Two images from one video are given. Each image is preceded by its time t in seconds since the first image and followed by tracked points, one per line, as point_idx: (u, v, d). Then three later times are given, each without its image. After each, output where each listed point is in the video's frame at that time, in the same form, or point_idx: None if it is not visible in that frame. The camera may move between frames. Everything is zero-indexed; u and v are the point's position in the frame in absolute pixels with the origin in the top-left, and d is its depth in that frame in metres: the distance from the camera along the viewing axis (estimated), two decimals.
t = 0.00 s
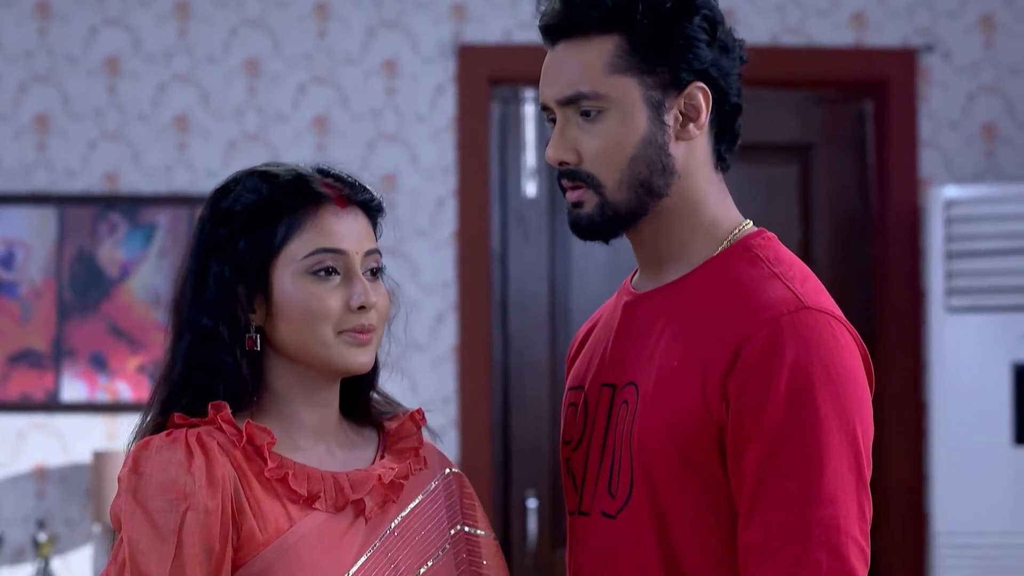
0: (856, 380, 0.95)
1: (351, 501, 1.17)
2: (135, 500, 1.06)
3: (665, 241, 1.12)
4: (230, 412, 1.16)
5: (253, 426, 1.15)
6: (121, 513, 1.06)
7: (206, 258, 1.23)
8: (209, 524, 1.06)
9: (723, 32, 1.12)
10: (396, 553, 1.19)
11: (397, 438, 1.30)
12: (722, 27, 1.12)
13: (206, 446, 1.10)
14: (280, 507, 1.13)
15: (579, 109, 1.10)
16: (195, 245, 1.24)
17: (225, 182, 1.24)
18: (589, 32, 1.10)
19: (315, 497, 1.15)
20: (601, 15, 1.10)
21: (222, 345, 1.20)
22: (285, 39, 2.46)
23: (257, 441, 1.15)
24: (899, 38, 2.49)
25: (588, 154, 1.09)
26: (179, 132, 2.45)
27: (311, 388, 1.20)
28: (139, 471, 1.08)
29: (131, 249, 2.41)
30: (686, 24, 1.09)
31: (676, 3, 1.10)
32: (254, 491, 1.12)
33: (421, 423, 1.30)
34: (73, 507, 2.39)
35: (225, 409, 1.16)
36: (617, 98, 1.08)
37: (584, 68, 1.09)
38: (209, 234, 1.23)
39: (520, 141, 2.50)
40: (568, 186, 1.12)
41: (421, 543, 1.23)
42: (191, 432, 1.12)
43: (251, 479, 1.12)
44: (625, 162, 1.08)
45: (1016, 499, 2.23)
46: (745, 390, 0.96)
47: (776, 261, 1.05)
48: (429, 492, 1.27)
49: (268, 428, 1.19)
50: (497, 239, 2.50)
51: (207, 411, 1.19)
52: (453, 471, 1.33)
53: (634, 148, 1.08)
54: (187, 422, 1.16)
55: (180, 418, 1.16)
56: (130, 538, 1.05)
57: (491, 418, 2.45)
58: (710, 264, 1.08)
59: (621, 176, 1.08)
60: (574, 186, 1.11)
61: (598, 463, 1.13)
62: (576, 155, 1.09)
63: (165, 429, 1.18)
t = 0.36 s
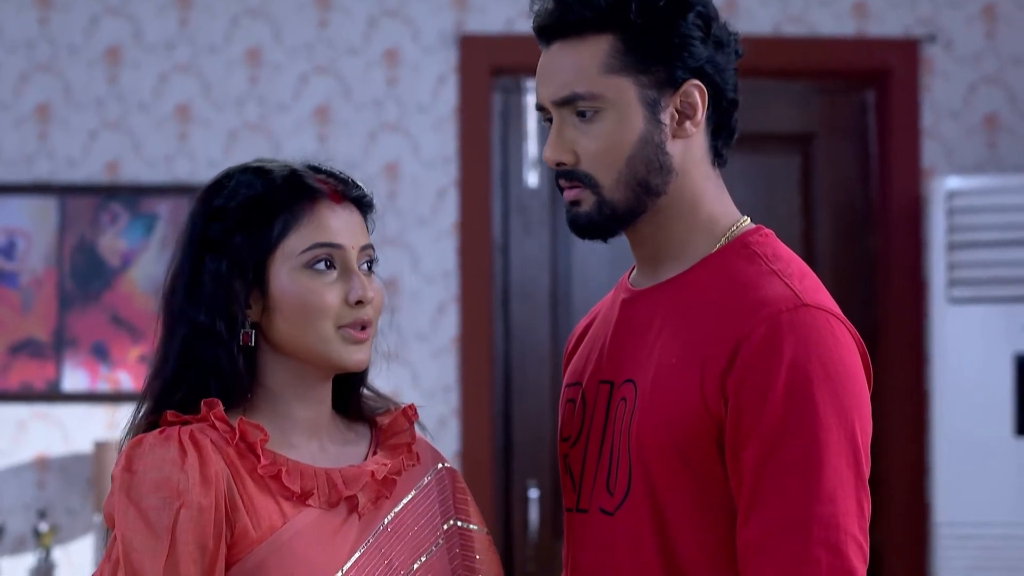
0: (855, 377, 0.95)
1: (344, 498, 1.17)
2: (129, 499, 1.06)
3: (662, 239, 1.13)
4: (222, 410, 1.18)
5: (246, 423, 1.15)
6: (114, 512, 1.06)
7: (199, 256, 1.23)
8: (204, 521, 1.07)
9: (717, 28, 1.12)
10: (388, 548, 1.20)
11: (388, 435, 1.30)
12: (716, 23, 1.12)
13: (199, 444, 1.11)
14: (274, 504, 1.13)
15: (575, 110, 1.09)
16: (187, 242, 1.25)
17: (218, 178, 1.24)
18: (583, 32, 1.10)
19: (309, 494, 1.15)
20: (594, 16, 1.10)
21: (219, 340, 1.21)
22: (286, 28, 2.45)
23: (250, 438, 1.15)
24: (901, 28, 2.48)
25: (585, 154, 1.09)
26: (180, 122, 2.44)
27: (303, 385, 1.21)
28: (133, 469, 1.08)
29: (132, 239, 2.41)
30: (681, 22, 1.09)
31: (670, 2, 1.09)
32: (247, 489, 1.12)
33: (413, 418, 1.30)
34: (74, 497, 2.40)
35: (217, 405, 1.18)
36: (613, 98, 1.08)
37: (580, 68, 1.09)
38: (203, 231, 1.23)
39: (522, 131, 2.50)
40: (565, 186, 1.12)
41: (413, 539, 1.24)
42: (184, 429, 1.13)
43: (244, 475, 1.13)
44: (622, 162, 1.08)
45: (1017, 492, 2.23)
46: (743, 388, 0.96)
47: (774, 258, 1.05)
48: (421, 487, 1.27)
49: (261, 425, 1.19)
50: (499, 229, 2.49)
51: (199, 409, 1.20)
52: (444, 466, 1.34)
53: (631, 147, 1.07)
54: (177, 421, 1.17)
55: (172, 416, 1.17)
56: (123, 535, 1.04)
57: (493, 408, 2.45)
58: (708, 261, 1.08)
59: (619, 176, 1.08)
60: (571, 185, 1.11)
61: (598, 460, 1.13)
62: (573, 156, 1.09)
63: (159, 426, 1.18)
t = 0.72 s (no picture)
0: (867, 383, 0.95)
1: (353, 504, 1.17)
2: (138, 505, 1.06)
3: (675, 243, 1.13)
4: (230, 415, 1.16)
5: (256, 428, 1.16)
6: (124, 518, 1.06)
7: (208, 261, 1.23)
8: (213, 528, 1.06)
9: (727, 30, 1.12)
10: (398, 553, 1.20)
11: (393, 438, 1.30)
12: (726, 25, 1.12)
13: (208, 450, 1.11)
14: (283, 511, 1.13)
15: (584, 115, 1.10)
16: (193, 247, 1.24)
17: (226, 181, 1.24)
18: (591, 38, 1.11)
19: (317, 500, 1.15)
20: (602, 22, 1.10)
21: (238, 341, 1.20)
22: (298, 21, 2.44)
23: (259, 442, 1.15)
24: (915, 20, 2.45)
25: (595, 159, 1.09)
26: (193, 115, 2.43)
27: (310, 388, 1.21)
28: (142, 475, 1.07)
29: (145, 233, 2.40)
30: (692, 25, 1.09)
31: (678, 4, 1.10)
32: (255, 495, 1.12)
33: (419, 422, 1.31)
34: (88, 491, 2.40)
35: (225, 412, 1.16)
36: (623, 103, 1.09)
37: (589, 73, 1.10)
38: (211, 234, 1.23)
39: (534, 124, 2.48)
40: (576, 190, 1.12)
41: (420, 544, 1.24)
42: (194, 434, 1.12)
43: (253, 482, 1.13)
44: (632, 166, 1.08)
45: None
46: (755, 392, 0.96)
47: (786, 263, 1.06)
48: (427, 492, 1.28)
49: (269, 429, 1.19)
50: (512, 220, 2.48)
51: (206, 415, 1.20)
52: (449, 469, 1.35)
53: (642, 151, 1.08)
54: (186, 425, 1.15)
55: (180, 420, 1.15)
56: (133, 542, 1.04)
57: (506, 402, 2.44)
58: (720, 265, 1.09)
59: (630, 180, 1.09)
60: (582, 190, 1.12)
61: (607, 463, 1.14)
62: (584, 160, 1.10)
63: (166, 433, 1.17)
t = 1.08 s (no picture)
0: (878, 392, 0.94)
1: (360, 506, 1.17)
2: (147, 505, 1.05)
3: (684, 250, 1.13)
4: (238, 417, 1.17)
5: (263, 431, 1.15)
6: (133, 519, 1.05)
7: (218, 267, 1.21)
8: (223, 529, 1.06)
9: (736, 36, 1.11)
10: (403, 556, 1.20)
11: (394, 439, 1.32)
12: (734, 32, 1.11)
13: (217, 452, 1.10)
14: (290, 514, 1.13)
15: (592, 124, 1.10)
16: (202, 251, 1.22)
17: (234, 185, 1.24)
18: (599, 46, 1.11)
19: (325, 502, 1.15)
20: (609, 30, 1.10)
21: (252, 346, 1.19)
22: (312, 16, 2.43)
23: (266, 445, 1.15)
24: (930, 15, 2.42)
25: (604, 168, 1.09)
26: (207, 111, 2.43)
27: (318, 391, 1.22)
28: (151, 476, 1.07)
29: (158, 228, 2.39)
30: (701, 33, 1.09)
31: (686, 13, 1.09)
32: (263, 497, 1.11)
33: (420, 423, 1.32)
34: (101, 486, 2.40)
35: (234, 411, 1.17)
36: (631, 113, 1.09)
37: (597, 83, 1.10)
38: (220, 239, 1.22)
39: (548, 119, 2.47)
40: (586, 199, 1.13)
41: (424, 549, 1.24)
42: (204, 436, 1.11)
43: (261, 484, 1.12)
44: (641, 175, 1.08)
45: None
46: (765, 400, 0.96)
47: (797, 270, 1.05)
48: (429, 495, 1.28)
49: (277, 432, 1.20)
50: (526, 215, 2.46)
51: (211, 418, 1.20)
52: (450, 471, 1.35)
53: (651, 160, 1.08)
54: (193, 427, 1.14)
55: (186, 422, 1.14)
56: (142, 542, 1.03)
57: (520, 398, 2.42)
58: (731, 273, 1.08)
59: (639, 189, 1.09)
60: (592, 199, 1.12)
61: (618, 470, 1.13)
62: (593, 170, 1.10)
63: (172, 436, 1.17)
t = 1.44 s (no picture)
0: (887, 401, 0.93)
1: (356, 514, 1.17)
2: (141, 513, 1.04)
3: (684, 259, 1.12)
4: (234, 424, 1.16)
5: (260, 438, 1.15)
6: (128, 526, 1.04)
7: (215, 271, 1.20)
8: (218, 537, 1.05)
9: (732, 44, 1.09)
10: (399, 563, 1.20)
11: (389, 446, 1.31)
12: (731, 39, 1.09)
13: (214, 460, 1.09)
14: (286, 522, 1.12)
15: (591, 140, 1.09)
16: (197, 255, 1.21)
17: (230, 190, 1.23)
18: (595, 61, 1.09)
19: (320, 510, 1.14)
20: (604, 45, 1.09)
21: (248, 351, 1.19)
22: (321, 8, 2.41)
23: (262, 452, 1.14)
24: (941, 7, 2.39)
25: (605, 184, 1.09)
26: (216, 103, 2.42)
27: (315, 397, 1.21)
28: (146, 483, 1.06)
29: (167, 221, 2.39)
30: (697, 43, 1.07)
31: (680, 24, 1.08)
32: (259, 505, 1.11)
33: (414, 430, 1.31)
34: (111, 478, 2.40)
35: (231, 419, 1.16)
36: (629, 127, 1.08)
37: (594, 98, 1.09)
38: (216, 243, 1.21)
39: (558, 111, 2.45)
40: (587, 214, 1.12)
41: (421, 555, 1.24)
42: (200, 443, 1.11)
43: (257, 491, 1.12)
44: (641, 189, 1.08)
45: None
46: (774, 409, 0.95)
47: (805, 278, 1.04)
48: (424, 501, 1.27)
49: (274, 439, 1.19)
50: (536, 208, 2.44)
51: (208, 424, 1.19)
52: (443, 478, 1.34)
53: (650, 174, 1.07)
54: (189, 434, 1.15)
55: (182, 429, 1.15)
56: (138, 550, 1.02)
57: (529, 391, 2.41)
58: (737, 280, 1.07)
59: (639, 203, 1.08)
60: (593, 213, 1.12)
61: (622, 477, 1.12)
62: (593, 185, 1.09)
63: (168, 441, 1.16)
